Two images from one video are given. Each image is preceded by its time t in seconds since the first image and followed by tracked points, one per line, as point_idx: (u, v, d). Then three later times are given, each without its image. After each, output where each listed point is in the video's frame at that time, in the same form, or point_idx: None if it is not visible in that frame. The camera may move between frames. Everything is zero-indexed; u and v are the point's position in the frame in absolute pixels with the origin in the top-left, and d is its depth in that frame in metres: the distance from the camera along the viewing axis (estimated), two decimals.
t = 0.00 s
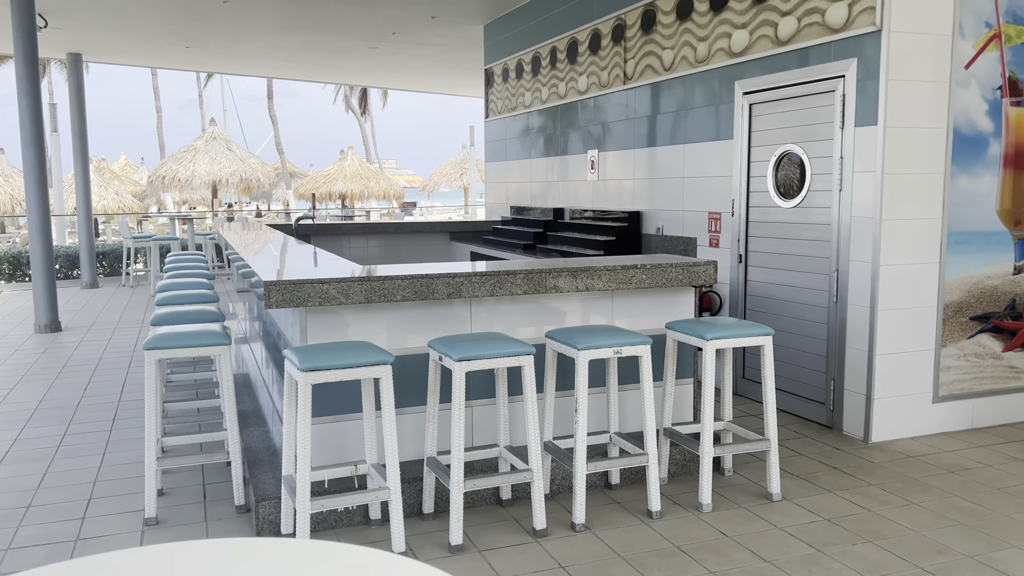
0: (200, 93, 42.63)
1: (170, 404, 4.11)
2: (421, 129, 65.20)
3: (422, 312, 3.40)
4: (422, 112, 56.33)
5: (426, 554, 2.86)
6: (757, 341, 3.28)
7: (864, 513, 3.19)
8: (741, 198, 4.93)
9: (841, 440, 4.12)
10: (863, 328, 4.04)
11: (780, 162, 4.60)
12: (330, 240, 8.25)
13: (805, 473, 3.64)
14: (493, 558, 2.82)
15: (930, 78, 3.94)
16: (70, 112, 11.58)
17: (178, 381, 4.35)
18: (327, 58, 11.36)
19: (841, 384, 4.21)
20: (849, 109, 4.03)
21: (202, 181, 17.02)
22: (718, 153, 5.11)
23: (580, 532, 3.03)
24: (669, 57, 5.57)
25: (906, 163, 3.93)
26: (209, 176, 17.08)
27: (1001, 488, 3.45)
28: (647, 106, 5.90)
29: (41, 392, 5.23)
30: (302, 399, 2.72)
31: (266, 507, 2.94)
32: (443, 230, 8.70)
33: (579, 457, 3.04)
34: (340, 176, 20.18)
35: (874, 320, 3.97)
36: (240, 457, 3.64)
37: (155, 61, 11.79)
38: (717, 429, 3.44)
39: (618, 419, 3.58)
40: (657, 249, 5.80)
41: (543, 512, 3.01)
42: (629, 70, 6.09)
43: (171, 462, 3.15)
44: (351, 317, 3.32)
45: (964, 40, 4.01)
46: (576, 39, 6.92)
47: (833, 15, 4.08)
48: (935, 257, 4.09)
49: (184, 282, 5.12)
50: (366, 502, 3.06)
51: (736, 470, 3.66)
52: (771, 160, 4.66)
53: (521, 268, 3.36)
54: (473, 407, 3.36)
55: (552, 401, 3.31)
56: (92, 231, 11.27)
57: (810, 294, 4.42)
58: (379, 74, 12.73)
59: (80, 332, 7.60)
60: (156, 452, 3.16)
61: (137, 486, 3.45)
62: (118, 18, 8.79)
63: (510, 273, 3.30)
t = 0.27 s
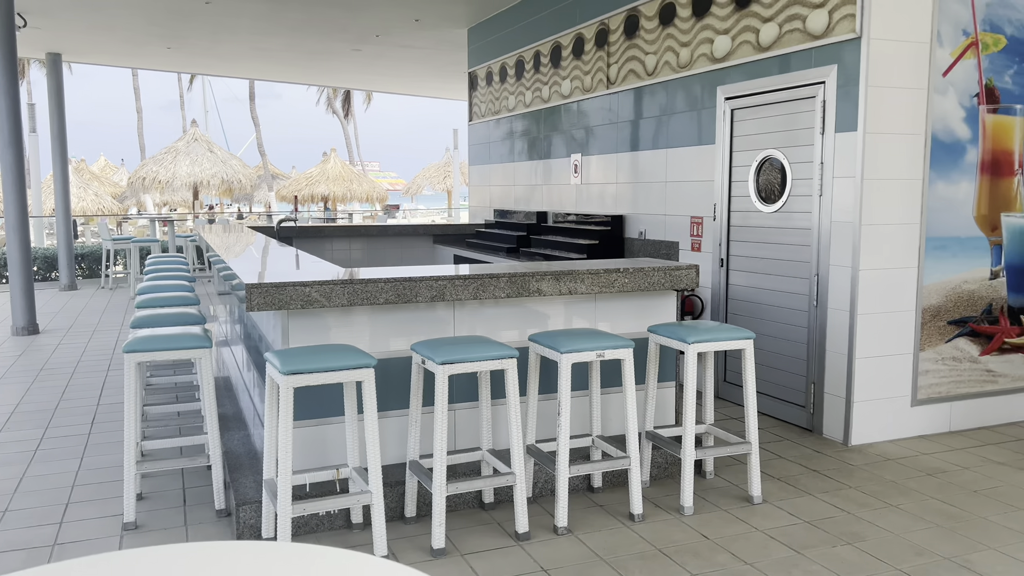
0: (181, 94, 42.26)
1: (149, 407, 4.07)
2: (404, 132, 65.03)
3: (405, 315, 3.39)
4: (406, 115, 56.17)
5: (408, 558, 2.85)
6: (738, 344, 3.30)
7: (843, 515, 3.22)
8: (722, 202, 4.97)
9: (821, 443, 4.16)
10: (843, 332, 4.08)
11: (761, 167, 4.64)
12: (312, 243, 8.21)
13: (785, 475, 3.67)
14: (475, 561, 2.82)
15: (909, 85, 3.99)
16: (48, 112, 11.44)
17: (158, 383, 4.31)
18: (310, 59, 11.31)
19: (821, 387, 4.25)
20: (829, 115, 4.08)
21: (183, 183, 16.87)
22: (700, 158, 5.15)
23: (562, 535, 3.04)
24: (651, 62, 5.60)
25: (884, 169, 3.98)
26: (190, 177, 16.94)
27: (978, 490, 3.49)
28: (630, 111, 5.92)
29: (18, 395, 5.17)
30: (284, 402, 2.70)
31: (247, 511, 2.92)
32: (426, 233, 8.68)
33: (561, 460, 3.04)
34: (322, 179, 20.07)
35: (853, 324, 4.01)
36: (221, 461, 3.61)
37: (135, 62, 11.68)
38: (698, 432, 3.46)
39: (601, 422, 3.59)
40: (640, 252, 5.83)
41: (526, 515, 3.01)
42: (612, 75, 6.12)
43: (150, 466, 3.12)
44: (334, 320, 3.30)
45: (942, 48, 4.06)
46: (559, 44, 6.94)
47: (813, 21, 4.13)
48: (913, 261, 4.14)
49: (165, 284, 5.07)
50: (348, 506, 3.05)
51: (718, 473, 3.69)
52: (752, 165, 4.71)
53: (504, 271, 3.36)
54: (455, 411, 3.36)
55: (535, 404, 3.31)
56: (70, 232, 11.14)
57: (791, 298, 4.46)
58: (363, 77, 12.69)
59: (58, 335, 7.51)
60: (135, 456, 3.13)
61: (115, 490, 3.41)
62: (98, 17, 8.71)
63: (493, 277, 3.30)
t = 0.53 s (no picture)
0: (161, 94, 41.85)
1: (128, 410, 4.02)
2: (387, 135, 64.84)
3: (387, 317, 3.38)
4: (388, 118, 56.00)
5: (390, 561, 2.84)
6: (719, 347, 3.33)
7: (823, 517, 3.24)
8: (704, 206, 5.00)
9: (801, 445, 4.19)
10: (823, 335, 4.12)
11: (742, 171, 4.68)
12: (294, 245, 8.17)
13: (766, 477, 3.70)
14: (457, 564, 2.82)
15: (888, 91, 4.04)
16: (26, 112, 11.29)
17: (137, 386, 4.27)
18: (293, 61, 11.25)
19: (801, 390, 4.28)
20: (810, 120, 4.12)
21: (163, 184, 16.70)
22: (683, 162, 5.18)
23: (545, 538, 3.04)
24: (634, 66, 5.63)
25: (864, 174, 4.03)
26: (170, 179, 16.78)
27: (955, 492, 3.54)
28: (613, 115, 5.95)
29: None
30: (265, 405, 2.68)
31: (227, 515, 2.89)
32: (409, 236, 8.66)
33: (544, 462, 3.05)
34: (304, 181, 19.96)
35: (833, 327, 4.05)
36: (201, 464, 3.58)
37: (115, 62, 11.56)
38: (680, 435, 3.48)
39: (584, 425, 3.60)
40: (622, 256, 5.85)
41: (508, 518, 3.01)
42: (595, 79, 6.14)
43: (129, 470, 3.09)
44: (316, 323, 3.29)
45: (920, 55, 4.12)
46: (542, 47, 6.96)
47: (794, 27, 4.17)
48: (892, 266, 4.19)
49: (145, 286, 5.02)
50: (329, 509, 3.04)
51: (699, 475, 3.71)
52: (733, 169, 4.74)
53: (488, 274, 3.37)
54: (438, 414, 3.35)
55: (518, 407, 3.31)
56: (48, 233, 10.99)
57: (772, 301, 4.50)
58: (345, 79, 12.65)
59: (35, 337, 7.41)
60: (113, 459, 3.09)
61: (93, 494, 3.37)
62: (78, 17, 8.61)
63: (476, 279, 3.30)
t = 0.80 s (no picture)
0: (142, 95, 41.46)
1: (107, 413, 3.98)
2: (371, 137, 64.64)
3: (371, 321, 3.37)
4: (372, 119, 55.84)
5: (373, 565, 2.83)
6: (701, 350, 3.34)
7: (803, 520, 3.27)
8: (687, 210, 5.03)
9: (783, 448, 4.23)
10: (804, 339, 4.16)
11: (725, 176, 4.71)
12: (277, 247, 8.12)
13: (747, 480, 3.73)
14: (440, 568, 2.81)
15: (868, 98, 4.09)
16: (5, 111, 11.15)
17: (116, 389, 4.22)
18: (277, 62, 11.20)
19: (782, 393, 4.32)
20: (791, 126, 4.16)
21: (144, 185, 16.54)
22: (666, 166, 5.21)
23: (528, 541, 3.04)
24: (618, 70, 5.66)
25: (845, 179, 4.07)
26: (152, 180, 16.62)
27: (933, 494, 3.58)
28: (597, 119, 5.97)
29: None
30: (247, 408, 2.67)
31: (208, 519, 2.87)
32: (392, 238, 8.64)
33: (527, 465, 3.05)
34: (287, 182, 19.85)
35: (814, 331, 4.09)
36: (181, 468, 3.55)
37: (96, 61, 11.44)
38: (663, 438, 3.49)
39: (567, 428, 3.61)
40: (606, 259, 5.87)
41: (491, 521, 3.01)
42: (580, 83, 6.16)
43: (108, 474, 3.06)
44: (299, 325, 3.27)
45: (900, 62, 4.18)
46: (527, 51, 6.98)
47: (776, 33, 4.21)
48: (872, 270, 4.23)
49: (125, 288, 4.98)
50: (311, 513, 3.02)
51: (681, 478, 3.72)
52: (716, 173, 4.78)
53: (471, 277, 3.37)
54: (421, 417, 3.34)
55: (501, 410, 3.32)
56: (27, 234, 10.85)
57: (753, 305, 4.54)
58: (329, 80, 12.61)
59: (13, 339, 7.31)
60: (93, 463, 3.06)
61: (71, 498, 3.33)
62: (58, 16, 8.52)
63: (460, 282, 3.30)
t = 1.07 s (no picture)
0: (126, 94, 41.11)
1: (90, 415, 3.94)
2: (357, 138, 64.44)
3: (356, 323, 3.36)
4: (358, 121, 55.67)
5: (358, 568, 2.81)
6: (687, 353, 3.36)
7: (788, 522, 3.29)
8: (673, 214, 5.05)
9: (767, 451, 4.25)
10: (789, 342, 4.18)
11: (711, 179, 4.73)
12: (262, 249, 8.08)
13: (732, 483, 3.74)
14: (425, 571, 2.80)
15: (852, 103, 4.13)
16: None
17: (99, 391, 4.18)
18: (262, 63, 11.14)
19: (767, 396, 4.34)
20: (777, 130, 4.19)
21: (127, 186, 16.39)
22: (652, 170, 5.23)
23: (514, 544, 3.04)
24: (605, 74, 5.67)
25: (829, 183, 4.10)
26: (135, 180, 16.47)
27: (916, 496, 3.61)
28: (583, 122, 5.99)
29: None
30: (231, 410, 2.65)
31: (192, 522, 2.85)
32: (378, 240, 8.61)
33: (514, 468, 3.05)
34: (272, 183, 19.74)
35: (799, 334, 4.11)
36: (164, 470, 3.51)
37: (79, 60, 11.33)
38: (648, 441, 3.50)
39: (553, 431, 3.61)
40: (592, 262, 5.88)
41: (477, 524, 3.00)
42: (566, 86, 6.17)
43: (90, 476, 3.02)
44: (284, 328, 3.25)
45: (884, 68, 4.22)
46: (513, 54, 6.99)
47: (762, 38, 4.24)
48: (856, 274, 4.27)
49: (108, 289, 4.93)
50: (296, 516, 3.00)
51: (667, 481, 3.73)
52: (702, 177, 4.80)
53: (458, 279, 3.36)
54: (407, 420, 3.33)
55: (488, 412, 3.31)
56: (8, 234, 10.72)
57: (738, 308, 4.56)
58: (315, 81, 12.56)
59: None
60: (74, 466, 3.03)
61: (52, 502, 3.29)
62: (40, 14, 8.43)
63: (446, 285, 3.29)
